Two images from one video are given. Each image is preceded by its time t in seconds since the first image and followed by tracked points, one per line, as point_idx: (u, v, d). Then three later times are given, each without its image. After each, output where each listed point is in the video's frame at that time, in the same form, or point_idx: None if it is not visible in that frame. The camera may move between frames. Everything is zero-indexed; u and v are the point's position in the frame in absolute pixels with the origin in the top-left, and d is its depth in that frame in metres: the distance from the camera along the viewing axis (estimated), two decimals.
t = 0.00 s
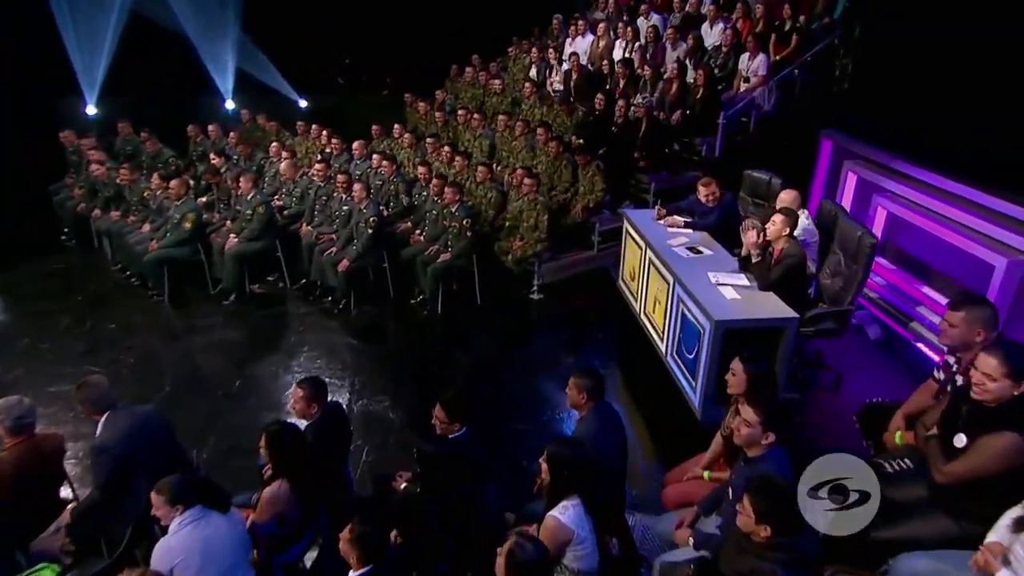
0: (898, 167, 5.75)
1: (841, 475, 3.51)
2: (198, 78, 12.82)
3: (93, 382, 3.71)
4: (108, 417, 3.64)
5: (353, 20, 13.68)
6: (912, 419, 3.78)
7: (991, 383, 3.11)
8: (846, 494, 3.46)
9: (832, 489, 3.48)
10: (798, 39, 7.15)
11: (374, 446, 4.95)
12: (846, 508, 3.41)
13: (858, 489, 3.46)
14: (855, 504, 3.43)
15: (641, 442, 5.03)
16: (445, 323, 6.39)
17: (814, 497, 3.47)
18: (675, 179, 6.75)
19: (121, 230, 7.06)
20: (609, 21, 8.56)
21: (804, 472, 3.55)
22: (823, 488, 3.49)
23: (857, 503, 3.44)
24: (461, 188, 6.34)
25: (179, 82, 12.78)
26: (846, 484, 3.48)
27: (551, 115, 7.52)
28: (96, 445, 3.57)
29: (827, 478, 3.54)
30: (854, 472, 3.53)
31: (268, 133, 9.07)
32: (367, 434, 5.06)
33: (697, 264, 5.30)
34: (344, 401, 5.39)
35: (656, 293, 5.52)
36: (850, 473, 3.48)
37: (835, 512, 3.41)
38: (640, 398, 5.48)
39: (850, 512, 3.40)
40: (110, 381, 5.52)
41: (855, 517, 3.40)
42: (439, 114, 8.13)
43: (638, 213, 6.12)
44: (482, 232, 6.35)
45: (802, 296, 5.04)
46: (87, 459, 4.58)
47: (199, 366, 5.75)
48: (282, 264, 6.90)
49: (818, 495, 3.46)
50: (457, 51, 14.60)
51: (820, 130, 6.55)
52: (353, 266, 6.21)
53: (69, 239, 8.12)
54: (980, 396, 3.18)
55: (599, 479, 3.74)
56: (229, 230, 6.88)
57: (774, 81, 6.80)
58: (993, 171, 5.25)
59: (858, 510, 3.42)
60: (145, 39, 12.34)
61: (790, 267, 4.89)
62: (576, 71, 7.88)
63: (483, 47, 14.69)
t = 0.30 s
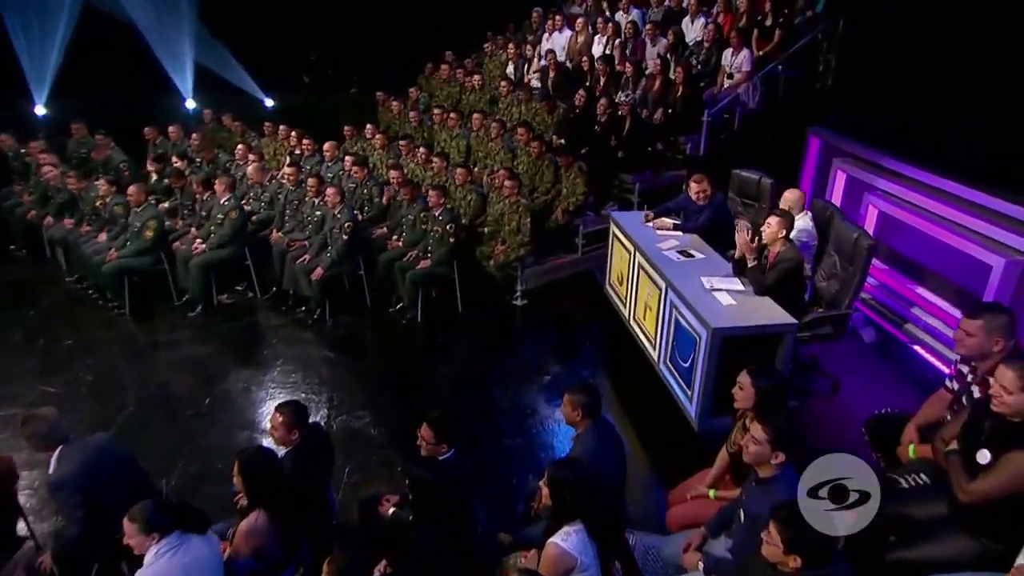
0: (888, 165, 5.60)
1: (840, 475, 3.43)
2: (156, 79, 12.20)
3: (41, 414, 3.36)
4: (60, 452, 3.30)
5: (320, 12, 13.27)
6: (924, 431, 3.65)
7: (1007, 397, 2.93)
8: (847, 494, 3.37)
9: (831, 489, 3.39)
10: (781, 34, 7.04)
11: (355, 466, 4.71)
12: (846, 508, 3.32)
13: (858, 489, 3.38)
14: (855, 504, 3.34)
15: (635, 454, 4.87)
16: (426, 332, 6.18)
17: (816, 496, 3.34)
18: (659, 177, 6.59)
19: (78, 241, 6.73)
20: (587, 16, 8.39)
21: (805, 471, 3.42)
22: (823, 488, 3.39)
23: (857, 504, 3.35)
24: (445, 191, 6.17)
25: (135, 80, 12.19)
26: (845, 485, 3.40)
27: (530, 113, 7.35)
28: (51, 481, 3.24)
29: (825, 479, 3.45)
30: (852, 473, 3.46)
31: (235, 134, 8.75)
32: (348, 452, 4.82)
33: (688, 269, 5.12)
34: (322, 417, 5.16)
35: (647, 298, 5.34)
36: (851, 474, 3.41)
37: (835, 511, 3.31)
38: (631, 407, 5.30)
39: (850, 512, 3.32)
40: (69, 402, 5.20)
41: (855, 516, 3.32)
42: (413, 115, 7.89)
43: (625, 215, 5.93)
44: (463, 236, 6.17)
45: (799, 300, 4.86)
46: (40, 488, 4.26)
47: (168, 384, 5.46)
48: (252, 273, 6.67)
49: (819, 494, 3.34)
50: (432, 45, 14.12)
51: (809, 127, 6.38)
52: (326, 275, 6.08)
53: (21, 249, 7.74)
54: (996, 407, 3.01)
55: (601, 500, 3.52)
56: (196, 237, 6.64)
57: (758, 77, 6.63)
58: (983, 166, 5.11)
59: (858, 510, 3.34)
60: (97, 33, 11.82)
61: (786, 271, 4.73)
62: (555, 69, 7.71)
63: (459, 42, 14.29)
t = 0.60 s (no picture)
0: (881, 163, 5.50)
1: (840, 473, 3.04)
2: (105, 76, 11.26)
3: None
4: (15, 491, 2.99)
5: (299, 2, 12.57)
6: (940, 441, 3.46)
7: None
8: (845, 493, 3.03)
9: (829, 488, 3.02)
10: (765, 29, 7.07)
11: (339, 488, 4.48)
12: (846, 508, 3.01)
13: (859, 489, 3.04)
14: (853, 505, 3.03)
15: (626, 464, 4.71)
16: (406, 341, 6.00)
17: (815, 497, 2.98)
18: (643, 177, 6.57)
19: (33, 250, 6.41)
20: (565, 12, 8.31)
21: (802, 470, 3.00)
22: (820, 487, 3.02)
23: (856, 503, 3.04)
24: (430, 195, 6.00)
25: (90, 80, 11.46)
26: (844, 484, 3.04)
27: (509, 112, 7.20)
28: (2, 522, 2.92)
29: (821, 474, 3.05)
30: (850, 468, 3.08)
31: (200, 134, 8.45)
32: (330, 475, 4.60)
33: (682, 273, 4.96)
34: (301, 436, 4.94)
35: (639, 304, 5.17)
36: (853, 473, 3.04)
37: (836, 513, 3.00)
38: (620, 415, 5.13)
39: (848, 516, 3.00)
40: (26, 425, 4.88)
41: (855, 517, 3.03)
42: (388, 114, 7.68)
43: (615, 218, 5.76)
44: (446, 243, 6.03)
45: (796, 304, 4.71)
46: None
47: (133, 402, 5.17)
48: (221, 282, 6.46)
49: (818, 495, 2.99)
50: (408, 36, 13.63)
51: (794, 124, 6.36)
52: (302, 285, 5.90)
53: None
54: None
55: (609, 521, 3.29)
56: (161, 245, 6.39)
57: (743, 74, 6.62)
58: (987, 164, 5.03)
59: (858, 511, 3.03)
60: (50, 27, 11.09)
61: (784, 274, 4.58)
62: (533, 67, 7.54)
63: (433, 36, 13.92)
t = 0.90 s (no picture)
0: (869, 161, 5.46)
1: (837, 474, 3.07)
2: (60, 77, 10.38)
3: None
4: None
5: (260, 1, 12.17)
6: (953, 450, 3.34)
7: None
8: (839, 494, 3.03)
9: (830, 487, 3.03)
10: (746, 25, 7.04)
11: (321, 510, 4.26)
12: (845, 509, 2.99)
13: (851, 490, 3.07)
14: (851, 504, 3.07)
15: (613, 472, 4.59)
16: (386, 352, 5.83)
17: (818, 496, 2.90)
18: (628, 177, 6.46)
19: None
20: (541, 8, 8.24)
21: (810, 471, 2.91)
22: (823, 486, 3.01)
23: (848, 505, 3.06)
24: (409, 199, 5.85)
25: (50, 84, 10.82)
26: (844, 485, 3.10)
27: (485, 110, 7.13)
28: None
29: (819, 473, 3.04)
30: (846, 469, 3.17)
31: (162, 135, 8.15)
32: (311, 496, 4.38)
33: (675, 278, 4.80)
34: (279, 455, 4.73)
35: (630, 310, 5.02)
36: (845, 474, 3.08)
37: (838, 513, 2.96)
38: (608, 423, 4.99)
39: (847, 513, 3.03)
40: None
41: (853, 519, 3.03)
42: (362, 112, 7.56)
43: (601, 220, 5.61)
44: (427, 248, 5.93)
45: (793, 307, 4.56)
46: None
47: (94, 425, 4.92)
48: (188, 293, 6.24)
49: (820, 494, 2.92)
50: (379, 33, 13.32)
51: (781, 122, 6.24)
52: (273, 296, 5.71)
53: None
54: None
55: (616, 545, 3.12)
56: (122, 256, 6.13)
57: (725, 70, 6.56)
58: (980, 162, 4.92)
59: (853, 513, 3.06)
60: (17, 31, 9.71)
61: (782, 277, 4.43)
62: (511, 59, 7.49)
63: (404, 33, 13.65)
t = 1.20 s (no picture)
0: (857, 159, 5.49)
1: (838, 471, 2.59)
2: None
3: None
4: None
5: None
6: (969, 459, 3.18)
7: None
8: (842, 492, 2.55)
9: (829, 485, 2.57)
10: (723, 19, 7.15)
11: (302, 532, 4.06)
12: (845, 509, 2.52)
13: (858, 489, 2.53)
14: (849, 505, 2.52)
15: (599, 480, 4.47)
16: (361, 366, 5.68)
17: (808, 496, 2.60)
18: (606, 177, 6.43)
19: None
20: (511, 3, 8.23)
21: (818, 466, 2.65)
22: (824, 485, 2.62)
23: (857, 504, 2.52)
24: (387, 204, 5.77)
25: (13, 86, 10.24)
26: (845, 482, 2.56)
27: (456, 111, 7.08)
28: None
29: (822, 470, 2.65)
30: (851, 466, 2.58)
31: (115, 138, 7.83)
32: (291, 517, 4.19)
33: (665, 282, 4.66)
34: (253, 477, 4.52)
35: (619, 316, 4.88)
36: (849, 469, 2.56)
37: (830, 512, 2.54)
38: (593, 431, 4.87)
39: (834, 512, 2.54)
40: None
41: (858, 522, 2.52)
42: (330, 110, 7.47)
43: (585, 223, 5.49)
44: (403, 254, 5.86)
45: (788, 311, 4.43)
46: None
47: (48, 456, 4.64)
48: (148, 306, 5.98)
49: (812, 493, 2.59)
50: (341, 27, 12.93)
51: (764, 119, 6.24)
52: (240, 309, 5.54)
53: None
54: None
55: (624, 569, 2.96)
56: (76, 268, 5.84)
57: (704, 67, 6.67)
58: (963, 157, 4.84)
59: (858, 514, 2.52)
60: None
61: (777, 280, 4.28)
62: (486, 52, 7.49)
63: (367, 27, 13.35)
